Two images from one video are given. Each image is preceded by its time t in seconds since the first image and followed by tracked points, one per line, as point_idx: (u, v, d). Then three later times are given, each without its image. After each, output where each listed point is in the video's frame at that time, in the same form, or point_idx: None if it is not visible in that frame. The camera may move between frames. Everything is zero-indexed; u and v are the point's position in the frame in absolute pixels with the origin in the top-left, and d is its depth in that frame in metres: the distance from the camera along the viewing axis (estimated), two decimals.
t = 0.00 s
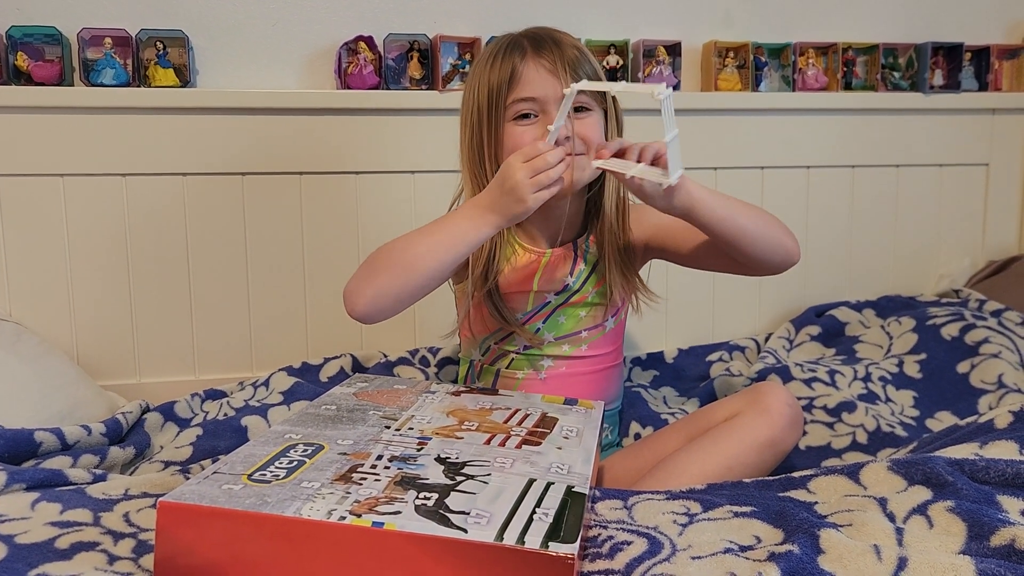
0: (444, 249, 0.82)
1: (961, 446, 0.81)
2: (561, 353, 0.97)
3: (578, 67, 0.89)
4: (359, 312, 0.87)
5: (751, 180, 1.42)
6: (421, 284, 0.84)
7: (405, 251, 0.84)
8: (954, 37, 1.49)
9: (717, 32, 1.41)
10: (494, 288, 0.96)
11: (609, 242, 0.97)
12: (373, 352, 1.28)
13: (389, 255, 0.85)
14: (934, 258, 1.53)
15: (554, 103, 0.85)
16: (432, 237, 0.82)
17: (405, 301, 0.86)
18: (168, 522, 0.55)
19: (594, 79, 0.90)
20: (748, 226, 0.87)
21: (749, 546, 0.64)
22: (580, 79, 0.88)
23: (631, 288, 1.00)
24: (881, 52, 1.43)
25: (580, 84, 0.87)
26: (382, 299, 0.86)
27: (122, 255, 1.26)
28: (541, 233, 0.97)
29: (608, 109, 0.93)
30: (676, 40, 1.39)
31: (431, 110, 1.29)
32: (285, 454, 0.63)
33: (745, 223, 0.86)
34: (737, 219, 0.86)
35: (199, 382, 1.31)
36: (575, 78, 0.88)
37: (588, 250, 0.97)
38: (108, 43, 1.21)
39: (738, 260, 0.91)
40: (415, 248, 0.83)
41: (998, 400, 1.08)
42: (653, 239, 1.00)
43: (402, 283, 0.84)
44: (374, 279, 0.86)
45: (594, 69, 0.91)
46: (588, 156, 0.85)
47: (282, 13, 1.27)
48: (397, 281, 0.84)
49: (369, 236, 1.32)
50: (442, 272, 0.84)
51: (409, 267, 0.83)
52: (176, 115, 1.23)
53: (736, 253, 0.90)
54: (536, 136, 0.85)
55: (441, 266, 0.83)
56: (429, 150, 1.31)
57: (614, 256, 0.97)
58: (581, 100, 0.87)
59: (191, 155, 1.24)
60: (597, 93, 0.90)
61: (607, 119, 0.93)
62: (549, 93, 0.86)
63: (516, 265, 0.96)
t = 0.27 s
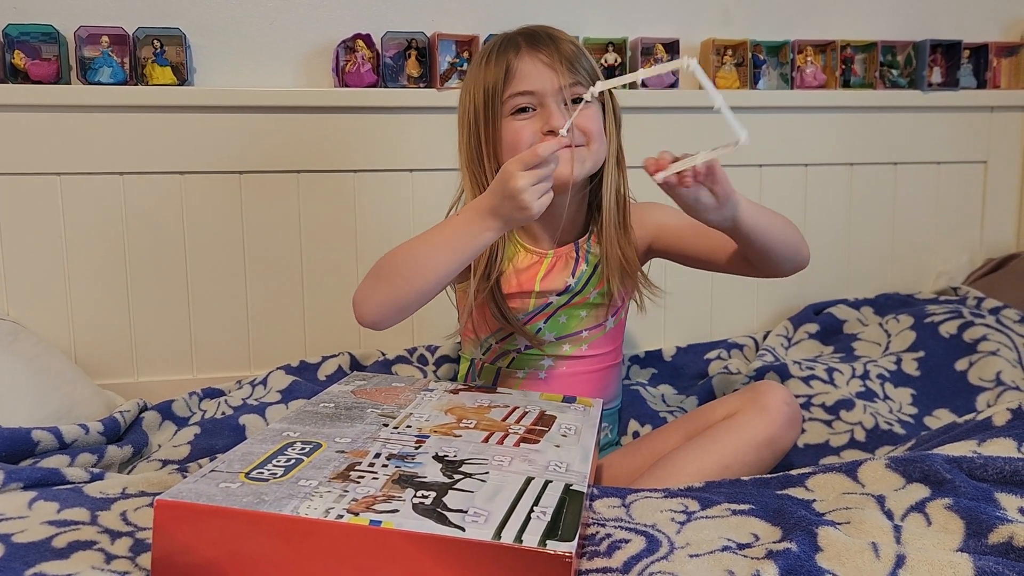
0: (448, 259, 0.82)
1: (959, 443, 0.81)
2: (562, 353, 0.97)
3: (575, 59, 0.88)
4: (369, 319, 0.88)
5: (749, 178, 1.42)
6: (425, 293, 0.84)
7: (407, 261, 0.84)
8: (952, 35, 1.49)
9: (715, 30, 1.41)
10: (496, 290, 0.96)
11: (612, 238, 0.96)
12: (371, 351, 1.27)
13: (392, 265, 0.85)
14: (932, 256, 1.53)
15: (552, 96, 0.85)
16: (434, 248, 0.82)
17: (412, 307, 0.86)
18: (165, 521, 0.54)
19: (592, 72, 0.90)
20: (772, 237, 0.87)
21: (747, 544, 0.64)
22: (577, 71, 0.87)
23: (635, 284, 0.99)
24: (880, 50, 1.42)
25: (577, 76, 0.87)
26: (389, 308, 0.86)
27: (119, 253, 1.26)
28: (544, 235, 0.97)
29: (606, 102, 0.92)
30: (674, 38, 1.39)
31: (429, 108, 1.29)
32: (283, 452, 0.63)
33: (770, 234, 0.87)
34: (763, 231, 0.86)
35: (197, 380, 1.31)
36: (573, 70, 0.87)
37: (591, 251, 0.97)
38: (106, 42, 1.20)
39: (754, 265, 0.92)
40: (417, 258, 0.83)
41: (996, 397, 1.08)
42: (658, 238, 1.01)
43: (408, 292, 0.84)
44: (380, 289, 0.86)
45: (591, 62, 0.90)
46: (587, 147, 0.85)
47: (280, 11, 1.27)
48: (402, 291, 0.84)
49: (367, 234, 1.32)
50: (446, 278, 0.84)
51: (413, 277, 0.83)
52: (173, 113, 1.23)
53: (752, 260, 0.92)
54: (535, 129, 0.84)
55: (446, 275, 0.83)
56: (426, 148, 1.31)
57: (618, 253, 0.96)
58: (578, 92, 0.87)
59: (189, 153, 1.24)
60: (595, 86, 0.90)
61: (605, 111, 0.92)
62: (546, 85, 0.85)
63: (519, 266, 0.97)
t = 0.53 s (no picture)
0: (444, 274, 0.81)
1: (957, 440, 0.81)
2: (564, 354, 0.97)
3: (564, 54, 0.88)
4: (368, 334, 0.88)
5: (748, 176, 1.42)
6: (421, 308, 0.84)
7: (402, 275, 0.83)
8: (951, 33, 1.49)
9: (713, 28, 1.40)
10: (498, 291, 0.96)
11: (612, 236, 0.96)
12: (369, 349, 1.27)
13: (389, 279, 0.85)
14: (931, 253, 1.53)
15: (544, 91, 0.85)
16: (430, 262, 0.81)
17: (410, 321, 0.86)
18: (161, 520, 0.54)
19: (582, 66, 0.90)
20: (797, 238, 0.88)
21: (745, 541, 0.64)
22: (567, 67, 0.87)
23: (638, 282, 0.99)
24: (878, 47, 1.42)
25: (567, 71, 0.87)
26: (387, 322, 0.86)
27: (116, 252, 1.25)
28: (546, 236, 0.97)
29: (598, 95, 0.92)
30: (672, 35, 1.38)
31: (426, 106, 1.29)
32: (280, 451, 0.63)
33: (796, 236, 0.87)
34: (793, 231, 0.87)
35: (195, 379, 1.31)
36: (563, 66, 0.87)
37: (593, 251, 0.96)
38: (102, 39, 1.20)
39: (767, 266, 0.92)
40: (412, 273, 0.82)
41: (995, 395, 1.08)
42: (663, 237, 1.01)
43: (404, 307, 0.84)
44: (377, 303, 0.86)
45: (581, 56, 0.90)
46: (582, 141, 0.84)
47: (277, 9, 1.27)
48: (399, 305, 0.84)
49: (365, 232, 1.32)
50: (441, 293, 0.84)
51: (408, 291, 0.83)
52: (170, 111, 1.23)
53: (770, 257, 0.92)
54: (529, 126, 0.84)
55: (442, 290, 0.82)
56: (424, 146, 1.30)
57: (618, 251, 0.96)
58: (569, 87, 0.86)
59: (186, 151, 1.24)
60: (585, 80, 0.89)
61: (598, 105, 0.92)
62: (537, 82, 0.85)
63: (522, 270, 0.97)
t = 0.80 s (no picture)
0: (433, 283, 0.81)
1: (955, 439, 0.81)
2: (564, 353, 0.96)
3: (561, 53, 0.88)
4: (357, 331, 0.89)
5: (746, 175, 1.42)
6: (408, 313, 0.85)
7: (395, 278, 0.83)
8: (949, 32, 1.49)
9: (711, 27, 1.40)
10: (498, 290, 0.96)
11: (610, 235, 0.97)
12: (366, 348, 1.27)
13: (382, 279, 0.85)
14: (929, 252, 1.53)
15: (543, 92, 0.85)
16: (420, 270, 0.82)
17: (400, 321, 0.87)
18: (157, 520, 0.54)
19: (578, 64, 0.90)
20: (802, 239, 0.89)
21: (742, 540, 0.64)
22: (563, 66, 0.87)
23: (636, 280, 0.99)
24: (876, 46, 1.42)
25: (564, 70, 0.87)
26: (377, 320, 0.87)
27: (113, 251, 1.25)
28: (545, 236, 0.97)
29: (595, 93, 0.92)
30: (670, 34, 1.38)
31: (424, 105, 1.29)
32: (276, 451, 0.63)
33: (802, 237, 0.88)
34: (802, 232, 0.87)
35: (192, 378, 1.31)
36: (560, 64, 0.87)
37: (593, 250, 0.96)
38: (99, 38, 1.20)
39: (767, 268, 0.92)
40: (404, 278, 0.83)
41: (993, 393, 1.08)
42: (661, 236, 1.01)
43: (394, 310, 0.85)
44: (370, 302, 0.86)
45: (577, 55, 0.90)
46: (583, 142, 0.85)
47: (275, 7, 1.27)
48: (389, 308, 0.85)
49: (362, 231, 1.32)
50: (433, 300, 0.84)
51: (399, 296, 0.83)
52: (168, 110, 1.22)
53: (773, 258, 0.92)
54: (529, 126, 0.83)
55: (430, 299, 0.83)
56: (422, 144, 1.30)
57: (616, 249, 0.97)
58: (567, 86, 0.86)
59: (183, 150, 1.24)
60: (582, 79, 0.89)
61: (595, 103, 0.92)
62: (535, 82, 0.85)
63: (521, 269, 0.96)
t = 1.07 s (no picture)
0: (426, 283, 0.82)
1: (953, 440, 0.80)
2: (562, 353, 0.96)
3: (552, 60, 0.87)
4: (352, 324, 0.91)
5: (745, 175, 1.42)
6: (400, 313, 0.86)
7: (388, 282, 0.84)
8: (948, 32, 1.49)
9: (710, 27, 1.40)
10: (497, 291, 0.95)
11: (607, 234, 0.96)
12: (365, 349, 1.27)
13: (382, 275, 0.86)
14: (928, 252, 1.53)
15: (536, 105, 0.84)
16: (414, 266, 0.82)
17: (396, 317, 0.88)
18: (153, 522, 0.54)
19: (570, 67, 0.88)
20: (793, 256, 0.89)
21: (740, 541, 0.64)
22: (556, 73, 0.86)
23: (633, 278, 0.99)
24: (875, 46, 1.42)
25: (557, 78, 0.86)
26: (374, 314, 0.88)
27: (111, 251, 1.25)
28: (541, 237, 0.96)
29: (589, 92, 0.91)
30: (669, 34, 1.38)
31: (422, 104, 1.29)
32: (273, 452, 0.63)
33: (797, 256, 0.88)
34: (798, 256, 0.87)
35: (190, 379, 1.31)
36: (551, 72, 0.86)
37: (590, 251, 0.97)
38: (97, 38, 1.19)
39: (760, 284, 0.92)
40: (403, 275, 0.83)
41: (992, 394, 1.08)
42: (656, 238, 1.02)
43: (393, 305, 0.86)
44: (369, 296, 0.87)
45: (569, 58, 0.89)
46: (579, 151, 0.86)
47: (273, 7, 1.26)
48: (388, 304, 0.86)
49: (361, 231, 1.32)
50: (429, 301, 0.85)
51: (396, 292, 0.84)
52: (166, 110, 1.22)
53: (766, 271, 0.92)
54: (525, 142, 0.83)
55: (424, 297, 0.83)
56: (420, 144, 1.30)
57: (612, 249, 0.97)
58: (561, 96, 0.85)
59: (181, 150, 1.24)
60: (576, 82, 0.88)
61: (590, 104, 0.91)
62: (528, 95, 0.84)
63: (519, 270, 0.96)
